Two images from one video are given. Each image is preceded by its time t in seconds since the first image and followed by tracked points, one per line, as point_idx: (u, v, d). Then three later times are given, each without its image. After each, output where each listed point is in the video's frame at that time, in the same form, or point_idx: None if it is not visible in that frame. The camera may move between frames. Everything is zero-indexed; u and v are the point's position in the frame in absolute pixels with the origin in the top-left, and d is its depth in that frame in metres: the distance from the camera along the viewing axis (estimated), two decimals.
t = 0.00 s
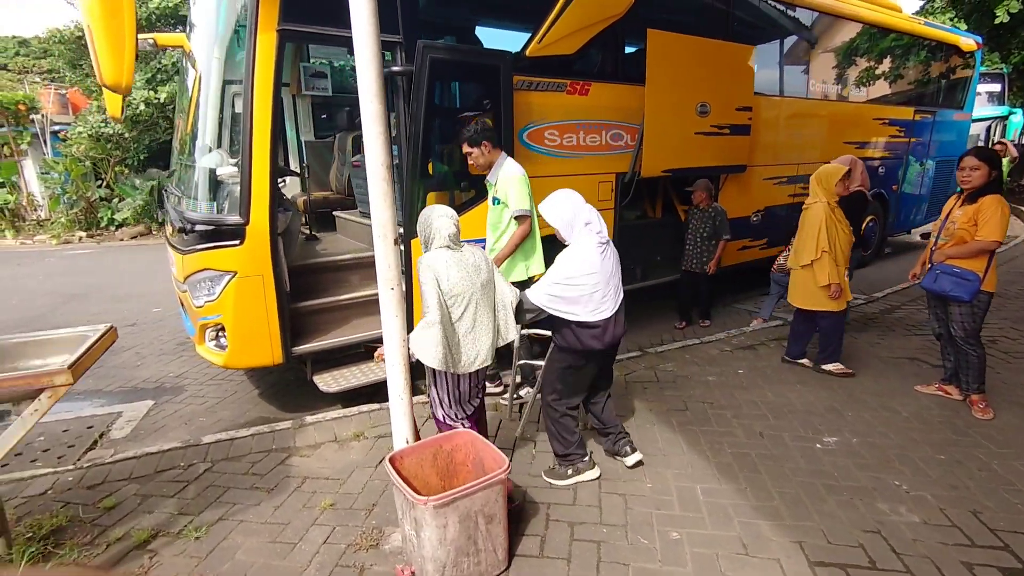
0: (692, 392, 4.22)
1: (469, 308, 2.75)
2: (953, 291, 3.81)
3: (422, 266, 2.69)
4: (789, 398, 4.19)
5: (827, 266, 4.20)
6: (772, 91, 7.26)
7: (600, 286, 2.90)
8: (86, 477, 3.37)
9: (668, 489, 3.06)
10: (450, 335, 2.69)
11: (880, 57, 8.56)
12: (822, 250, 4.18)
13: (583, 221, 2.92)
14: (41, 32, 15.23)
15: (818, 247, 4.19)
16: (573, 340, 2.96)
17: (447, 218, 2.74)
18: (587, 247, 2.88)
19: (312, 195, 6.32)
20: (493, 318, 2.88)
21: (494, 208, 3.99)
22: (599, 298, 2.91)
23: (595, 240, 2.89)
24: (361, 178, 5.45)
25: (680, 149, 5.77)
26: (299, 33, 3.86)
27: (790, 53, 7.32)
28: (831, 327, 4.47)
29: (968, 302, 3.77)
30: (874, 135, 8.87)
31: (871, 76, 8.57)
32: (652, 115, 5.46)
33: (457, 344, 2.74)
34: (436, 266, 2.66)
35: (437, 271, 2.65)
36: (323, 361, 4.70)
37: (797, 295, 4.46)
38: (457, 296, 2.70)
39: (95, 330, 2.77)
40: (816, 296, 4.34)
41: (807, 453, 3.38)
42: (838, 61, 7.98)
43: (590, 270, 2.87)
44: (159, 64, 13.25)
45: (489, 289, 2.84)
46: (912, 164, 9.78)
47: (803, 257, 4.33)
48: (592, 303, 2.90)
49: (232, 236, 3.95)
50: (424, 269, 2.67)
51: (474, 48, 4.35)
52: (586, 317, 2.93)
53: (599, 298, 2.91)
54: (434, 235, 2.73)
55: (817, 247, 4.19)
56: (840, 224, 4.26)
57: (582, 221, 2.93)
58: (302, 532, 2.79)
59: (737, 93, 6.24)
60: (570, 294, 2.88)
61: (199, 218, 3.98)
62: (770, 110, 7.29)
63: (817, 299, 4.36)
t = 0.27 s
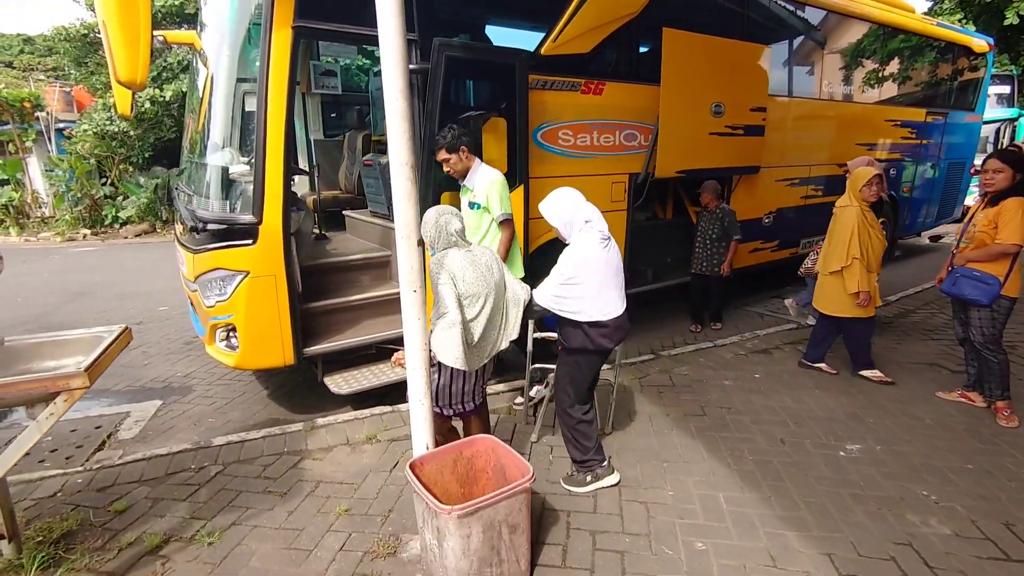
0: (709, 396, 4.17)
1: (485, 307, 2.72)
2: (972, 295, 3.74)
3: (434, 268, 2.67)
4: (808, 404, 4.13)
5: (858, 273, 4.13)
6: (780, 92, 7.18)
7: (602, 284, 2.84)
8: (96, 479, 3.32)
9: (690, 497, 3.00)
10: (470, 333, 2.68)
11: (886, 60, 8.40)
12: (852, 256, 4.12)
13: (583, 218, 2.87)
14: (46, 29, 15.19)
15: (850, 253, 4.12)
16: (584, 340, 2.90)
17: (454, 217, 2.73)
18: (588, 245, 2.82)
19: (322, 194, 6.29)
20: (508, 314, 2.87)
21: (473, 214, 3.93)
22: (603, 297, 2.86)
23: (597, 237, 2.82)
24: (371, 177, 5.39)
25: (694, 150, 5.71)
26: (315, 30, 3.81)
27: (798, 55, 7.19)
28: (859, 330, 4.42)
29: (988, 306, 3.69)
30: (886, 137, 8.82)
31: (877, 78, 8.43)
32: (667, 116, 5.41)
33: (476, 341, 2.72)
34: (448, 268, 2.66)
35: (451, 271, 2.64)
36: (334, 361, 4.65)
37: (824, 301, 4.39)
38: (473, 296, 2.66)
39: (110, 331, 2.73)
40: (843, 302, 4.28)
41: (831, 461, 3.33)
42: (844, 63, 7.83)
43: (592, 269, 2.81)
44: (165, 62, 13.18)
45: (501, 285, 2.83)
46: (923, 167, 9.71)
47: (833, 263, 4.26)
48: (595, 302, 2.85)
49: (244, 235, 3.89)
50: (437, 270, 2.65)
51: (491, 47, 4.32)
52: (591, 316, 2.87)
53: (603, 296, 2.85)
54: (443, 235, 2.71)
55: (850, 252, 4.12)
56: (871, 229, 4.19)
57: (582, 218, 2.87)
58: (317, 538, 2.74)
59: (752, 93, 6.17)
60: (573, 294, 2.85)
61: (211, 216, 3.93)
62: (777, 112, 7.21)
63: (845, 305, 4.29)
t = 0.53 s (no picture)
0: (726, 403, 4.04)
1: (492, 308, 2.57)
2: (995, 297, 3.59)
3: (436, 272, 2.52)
4: (828, 409, 4.01)
5: (896, 275, 4.00)
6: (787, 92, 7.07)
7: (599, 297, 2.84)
8: (92, 489, 3.18)
9: (713, 510, 2.89)
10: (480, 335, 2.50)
11: (890, 60, 8.21)
12: (889, 258, 4.01)
13: (593, 228, 2.86)
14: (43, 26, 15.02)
15: (886, 255, 4.01)
16: (561, 347, 2.94)
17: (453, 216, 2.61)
18: (593, 256, 2.81)
19: (325, 193, 6.17)
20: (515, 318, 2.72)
21: (473, 210, 3.75)
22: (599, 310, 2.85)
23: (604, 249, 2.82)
24: (376, 176, 5.26)
25: (706, 149, 5.59)
26: (320, 24, 3.68)
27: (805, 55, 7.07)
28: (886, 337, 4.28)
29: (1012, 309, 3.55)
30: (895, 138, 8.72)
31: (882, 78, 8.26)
32: (680, 114, 5.28)
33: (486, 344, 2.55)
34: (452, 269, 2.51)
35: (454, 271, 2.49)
36: (338, 365, 4.52)
37: (859, 307, 4.27)
38: (478, 298, 2.50)
39: (106, 335, 2.60)
40: (881, 307, 4.14)
41: (857, 471, 3.21)
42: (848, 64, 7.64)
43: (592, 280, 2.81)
44: (164, 59, 13.04)
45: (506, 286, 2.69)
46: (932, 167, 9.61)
47: (868, 266, 4.15)
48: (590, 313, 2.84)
49: (246, 235, 3.75)
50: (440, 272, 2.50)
51: (504, 43, 4.19)
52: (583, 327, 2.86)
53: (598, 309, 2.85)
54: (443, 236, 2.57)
55: (884, 254, 4.02)
56: (908, 231, 4.06)
57: (592, 228, 2.86)
58: (324, 555, 2.61)
59: (764, 91, 6.05)
60: (570, 301, 2.83)
61: (211, 215, 3.78)
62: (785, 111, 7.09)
63: (882, 310, 4.16)
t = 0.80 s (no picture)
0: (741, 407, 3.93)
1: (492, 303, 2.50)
2: None
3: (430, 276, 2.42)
4: (847, 414, 3.90)
5: (923, 273, 3.89)
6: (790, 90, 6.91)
7: (592, 291, 2.76)
8: (86, 502, 3.04)
9: (736, 523, 2.78)
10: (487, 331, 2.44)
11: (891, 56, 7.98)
12: (914, 256, 3.89)
13: (589, 220, 2.80)
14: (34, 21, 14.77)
15: (912, 253, 3.89)
16: (565, 346, 2.83)
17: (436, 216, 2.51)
18: (586, 247, 2.76)
19: (324, 191, 6.03)
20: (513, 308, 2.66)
21: (464, 215, 3.31)
22: (592, 304, 2.77)
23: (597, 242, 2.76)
24: (377, 173, 5.11)
25: (716, 145, 5.45)
26: (321, 15, 3.53)
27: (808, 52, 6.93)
28: (909, 339, 4.15)
29: None
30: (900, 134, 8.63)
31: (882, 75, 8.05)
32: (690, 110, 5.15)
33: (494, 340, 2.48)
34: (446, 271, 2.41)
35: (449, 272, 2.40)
36: (341, 369, 4.38)
37: (888, 306, 4.18)
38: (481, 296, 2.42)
39: (98, 344, 2.46)
40: (910, 306, 4.05)
41: (882, 480, 3.11)
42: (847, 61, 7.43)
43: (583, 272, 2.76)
44: (157, 55, 12.84)
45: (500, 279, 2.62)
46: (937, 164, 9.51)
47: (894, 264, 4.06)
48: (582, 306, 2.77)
49: (245, 235, 3.61)
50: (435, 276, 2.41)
51: (508, 35, 4.04)
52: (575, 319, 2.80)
53: (592, 303, 2.77)
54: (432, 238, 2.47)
55: (909, 253, 3.91)
56: (935, 228, 3.92)
57: (589, 220, 2.80)
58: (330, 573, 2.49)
59: (774, 86, 5.92)
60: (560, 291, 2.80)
61: (208, 215, 3.64)
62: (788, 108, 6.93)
63: (911, 309, 4.05)
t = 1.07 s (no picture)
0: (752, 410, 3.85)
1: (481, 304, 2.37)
2: None
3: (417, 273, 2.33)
4: (860, 416, 3.84)
5: (924, 271, 3.88)
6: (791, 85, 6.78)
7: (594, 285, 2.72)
8: (83, 510, 2.94)
9: (756, 530, 2.70)
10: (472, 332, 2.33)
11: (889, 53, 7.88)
12: (917, 254, 3.90)
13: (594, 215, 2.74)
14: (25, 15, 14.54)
15: (916, 250, 3.90)
16: (573, 339, 2.79)
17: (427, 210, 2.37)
18: (589, 242, 2.70)
19: (324, 188, 5.93)
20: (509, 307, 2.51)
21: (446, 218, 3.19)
22: (593, 297, 2.73)
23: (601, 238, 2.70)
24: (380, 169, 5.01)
25: (725, 142, 5.37)
26: (326, 6, 3.42)
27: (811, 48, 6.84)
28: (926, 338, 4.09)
29: None
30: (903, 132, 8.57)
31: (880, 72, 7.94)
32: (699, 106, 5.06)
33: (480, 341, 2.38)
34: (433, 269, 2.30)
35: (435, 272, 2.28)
36: (343, 369, 4.28)
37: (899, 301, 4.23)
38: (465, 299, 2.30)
39: (98, 349, 2.36)
40: (913, 304, 4.05)
41: (902, 485, 3.03)
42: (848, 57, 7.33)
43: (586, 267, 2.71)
44: (152, 49, 12.68)
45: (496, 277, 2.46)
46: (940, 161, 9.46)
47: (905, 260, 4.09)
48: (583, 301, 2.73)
49: (248, 233, 3.51)
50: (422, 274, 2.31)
51: (516, 27, 3.94)
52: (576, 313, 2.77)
53: (593, 297, 2.73)
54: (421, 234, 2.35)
55: (912, 249, 3.94)
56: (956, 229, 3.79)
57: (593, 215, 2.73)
58: None
59: (782, 82, 5.83)
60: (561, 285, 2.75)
61: (210, 212, 3.54)
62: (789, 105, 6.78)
63: (915, 307, 4.06)
